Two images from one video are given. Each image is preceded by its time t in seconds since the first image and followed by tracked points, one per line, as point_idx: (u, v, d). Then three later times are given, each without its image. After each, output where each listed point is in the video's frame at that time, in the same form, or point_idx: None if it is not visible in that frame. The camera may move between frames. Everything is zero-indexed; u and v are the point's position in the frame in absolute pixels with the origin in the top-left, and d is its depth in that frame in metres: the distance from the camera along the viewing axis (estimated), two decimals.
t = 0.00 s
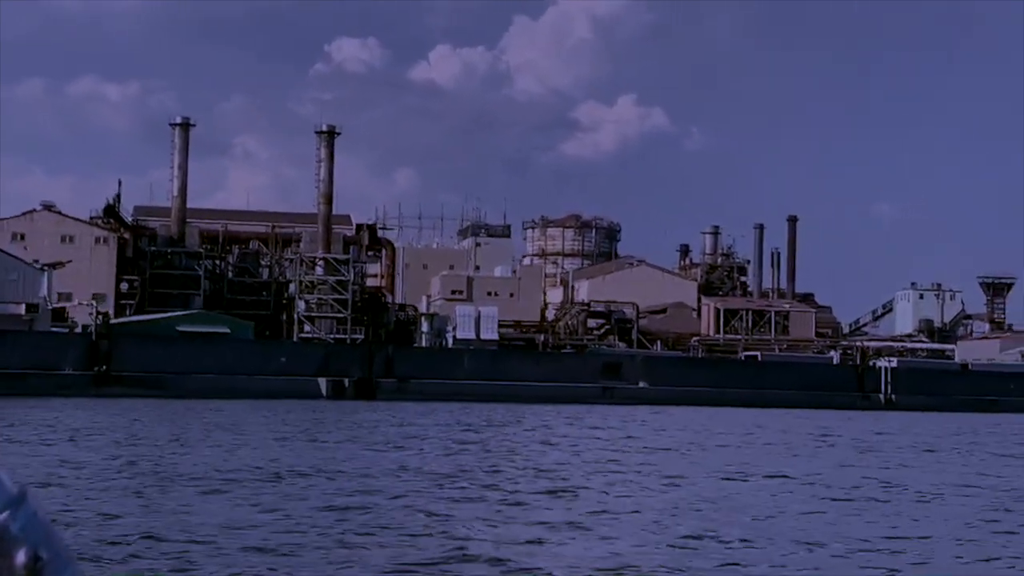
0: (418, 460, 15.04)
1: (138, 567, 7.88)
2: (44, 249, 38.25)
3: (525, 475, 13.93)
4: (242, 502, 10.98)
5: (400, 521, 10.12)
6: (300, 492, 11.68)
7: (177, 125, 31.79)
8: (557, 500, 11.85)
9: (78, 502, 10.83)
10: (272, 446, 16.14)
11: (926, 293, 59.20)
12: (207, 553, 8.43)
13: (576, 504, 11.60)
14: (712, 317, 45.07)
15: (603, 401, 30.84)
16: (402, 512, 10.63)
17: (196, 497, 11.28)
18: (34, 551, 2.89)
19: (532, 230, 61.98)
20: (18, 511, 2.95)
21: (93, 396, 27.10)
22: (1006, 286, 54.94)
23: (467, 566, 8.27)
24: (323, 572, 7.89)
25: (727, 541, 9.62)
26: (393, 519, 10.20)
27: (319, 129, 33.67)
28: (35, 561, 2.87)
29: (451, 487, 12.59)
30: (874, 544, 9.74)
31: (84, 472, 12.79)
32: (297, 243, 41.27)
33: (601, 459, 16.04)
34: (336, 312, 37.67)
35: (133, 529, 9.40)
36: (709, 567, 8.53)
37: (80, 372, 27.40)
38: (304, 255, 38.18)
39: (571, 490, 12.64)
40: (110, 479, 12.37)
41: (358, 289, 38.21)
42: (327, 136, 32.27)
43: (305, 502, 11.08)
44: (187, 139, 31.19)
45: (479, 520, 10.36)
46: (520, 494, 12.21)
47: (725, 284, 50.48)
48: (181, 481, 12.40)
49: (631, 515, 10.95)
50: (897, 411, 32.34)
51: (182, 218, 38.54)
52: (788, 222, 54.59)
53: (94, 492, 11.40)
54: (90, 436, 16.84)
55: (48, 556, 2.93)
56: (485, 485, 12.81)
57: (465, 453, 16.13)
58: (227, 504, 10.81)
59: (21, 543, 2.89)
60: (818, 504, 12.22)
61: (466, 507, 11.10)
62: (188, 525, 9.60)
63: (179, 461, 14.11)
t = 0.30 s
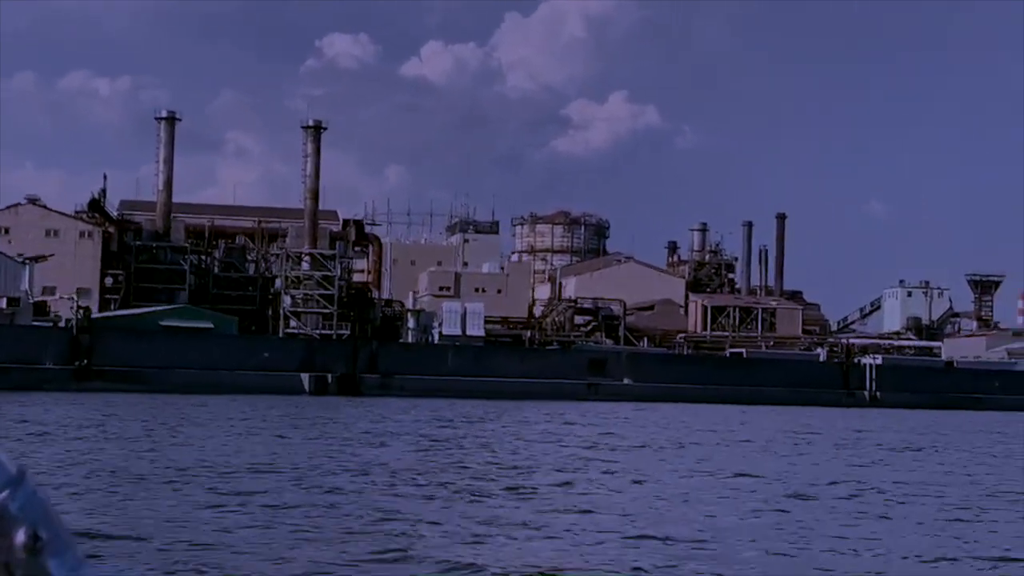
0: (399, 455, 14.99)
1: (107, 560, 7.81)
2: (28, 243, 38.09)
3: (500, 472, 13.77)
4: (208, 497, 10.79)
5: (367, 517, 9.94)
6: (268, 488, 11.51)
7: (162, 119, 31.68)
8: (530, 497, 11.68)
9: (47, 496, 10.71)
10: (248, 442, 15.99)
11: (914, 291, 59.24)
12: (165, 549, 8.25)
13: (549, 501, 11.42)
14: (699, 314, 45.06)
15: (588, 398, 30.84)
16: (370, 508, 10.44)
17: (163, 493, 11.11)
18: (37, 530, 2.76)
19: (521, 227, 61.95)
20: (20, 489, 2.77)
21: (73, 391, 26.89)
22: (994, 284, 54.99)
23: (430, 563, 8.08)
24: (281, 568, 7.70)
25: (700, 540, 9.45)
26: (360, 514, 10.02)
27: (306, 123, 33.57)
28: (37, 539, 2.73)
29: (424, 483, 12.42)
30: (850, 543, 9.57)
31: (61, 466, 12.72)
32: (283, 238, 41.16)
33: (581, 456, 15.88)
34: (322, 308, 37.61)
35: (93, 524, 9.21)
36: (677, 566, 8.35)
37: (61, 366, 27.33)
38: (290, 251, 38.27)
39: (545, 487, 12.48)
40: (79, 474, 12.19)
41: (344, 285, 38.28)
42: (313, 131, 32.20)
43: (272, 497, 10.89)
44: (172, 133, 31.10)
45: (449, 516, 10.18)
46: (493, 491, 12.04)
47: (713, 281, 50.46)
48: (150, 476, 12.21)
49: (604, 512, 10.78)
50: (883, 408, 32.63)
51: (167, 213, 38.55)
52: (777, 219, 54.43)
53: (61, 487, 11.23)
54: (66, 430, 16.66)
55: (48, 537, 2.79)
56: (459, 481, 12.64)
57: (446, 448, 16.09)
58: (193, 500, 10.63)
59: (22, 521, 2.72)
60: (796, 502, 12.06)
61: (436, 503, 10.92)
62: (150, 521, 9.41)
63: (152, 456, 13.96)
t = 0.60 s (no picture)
0: (377, 453, 14.89)
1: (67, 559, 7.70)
2: (14, 239, 37.95)
3: (483, 470, 13.71)
4: (184, 496, 10.72)
5: (339, 514, 9.90)
6: (247, 486, 11.43)
7: (150, 115, 31.54)
8: (510, 495, 11.62)
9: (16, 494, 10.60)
10: (226, 439, 15.89)
11: (904, 290, 59.26)
12: (136, 548, 8.17)
13: (530, 500, 11.35)
14: (688, 312, 45.01)
15: (574, 397, 30.79)
16: (346, 506, 10.38)
17: (140, 489, 11.04)
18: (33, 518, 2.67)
19: (511, 225, 61.88)
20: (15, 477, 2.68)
21: (57, 387, 26.96)
22: (984, 284, 55.04)
23: (397, 561, 8.04)
24: (251, 567, 7.62)
25: (686, 539, 9.42)
26: (335, 512, 9.96)
27: (295, 120, 33.46)
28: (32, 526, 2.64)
29: (405, 481, 12.36)
30: (834, 544, 9.52)
31: (34, 463, 12.61)
32: (271, 236, 41.06)
33: (566, 454, 15.82)
34: (310, 305, 37.59)
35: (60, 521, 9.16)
36: (659, 565, 8.29)
37: (44, 363, 27.22)
38: (278, 248, 38.18)
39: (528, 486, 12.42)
40: (57, 470, 12.13)
41: (333, 283, 38.20)
42: (302, 128, 32.10)
43: (248, 495, 10.84)
44: (160, 129, 30.98)
45: (428, 514, 10.12)
46: (475, 490, 11.97)
47: (703, 280, 50.41)
48: (128, 473, 12.15)
49: (578, 510, 10.74)
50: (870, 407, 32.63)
51: (154, 210, 38.45)
52: (767, 218, 54.41)
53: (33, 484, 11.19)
54: (48, 427, 16.59)
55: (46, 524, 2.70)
56: (438, 479, 12.58)
57: (426, 447, 15.99)
58: (169, 497, 10.56)
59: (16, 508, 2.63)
60: (780, 501, 12.02)
61: (411, 501, 10.88)
62: (121, 519, 9.34)
63: (130, 453, 13.90)
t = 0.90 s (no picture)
0: (352, 454, 14.83)
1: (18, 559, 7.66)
2: None
3: (463, 471, 13.68)
4: (149, 497, 10.66)
5: (302, 516, 9.84)
6: (223, 487, 11.40)
7: (135, 114, 31.44)
8: (478, 497, 11.56)
9: None
10: (201, 439, 15.84)
11: (892, 292, 59.32)
12: (98, 549, 8.11)
13: (497, 502, 11.30)
14: (676, 313, 44.98)
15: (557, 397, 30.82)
16: (310, 508, 10.32)
17: (105, 490, 10.98)
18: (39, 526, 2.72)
19: (501, 225, 61.83)
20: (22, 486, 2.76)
21: (36, 387, 27.00)
22: (972, 286, 55.12)
23: (352, 563, 7.98)
24: (218, 567, 7.59)
25: (665, 541, 9.38)
26: (298, 514, 9.89)
27: (281, 119, 33.35)
28: (41, 535, 2.69)
29: (382, 482, 12.31)
30: (800, 546, 9.47)
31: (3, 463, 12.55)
32: (257, 235, 40.95)
33: (548, 455, 15.79)
34: (296, 304, 37.53)
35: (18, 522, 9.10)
36: (633, 568, 8.27)
37: (24, 362, 27.32)
38: (264, 248, 38.12)
39: (506, 487, 12.40)
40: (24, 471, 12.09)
41: (319, 281, 38.06)
42: (289, 126, 31.97)
43: (213, 497, 10.78)
44: (145, 127, 30.87)
45: (404, 516, 10.10)
46: (451, 492, 11.92)
47: (690, 281, 50.43)
48: (95, 473, 12.08)
49: (544, 512, 10.69)
50: (855, 410, 32.68)
51: (139, 208, 38.38)
52: (756, 219, 54.41)
53: None
54: (24, 426, 16.54)
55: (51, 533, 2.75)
56: (409, 480, 12.52)
57: (402, 447, 15.93)
58: (133, 499, 10.50)
59: (27, 516, 2.70)
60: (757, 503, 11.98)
61: (377, 503, 10.82)
62: (80, 520, 9.28)
63: (101, 453, 13.85)
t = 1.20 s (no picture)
0: (335, 458, 14.67)
1: None
2: None
3: (443, 475, 13.56)
4: (122, 502, 10.49)
5: (275, 523, 9.66)
6: (198, 491, 11.27)
7: (124, 114, 31.30)
8: (458, 503, 11.38)
9: None
10: (183, 442, 15.69)
11: (884, 295, 59.27)
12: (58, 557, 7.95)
13: (476, 508, 11.12)
14: (666, 316, 44.93)
15: (545, 399, 30.80)
16: (284, 514, 10.14)
17: (78, 494, 10.81)
18: (60, 535, 1.99)
19: (493, 227, 61.77)
20: (44, 490, 1.97)
21: (21, 388, 26.77)
22: (963, 289, 55.09)
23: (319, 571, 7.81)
24: None
25: (640, 549, 9.25)
26: (271, 521, 9.71)
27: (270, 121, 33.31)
28: (61, 543, 1.96)
29: (362, 487, 12.13)
30: (779, 555, 9.31)
31: None
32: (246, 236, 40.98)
33: (534, 460, 15.62)
34: (284, 306, 37.52)
35: None
36: None
37: (9, 363, 26.98)
38: (252, 249, 38.10)
39: (488, 493, 12.22)
40: None
41: (308, 283, 38.06)
42: (278, 128, 31.97)
43: (188, 502, 10.60)
44: (134, 128, 30.75)
45: (378, 522, 9.96)
46: (431, 497, 11.75)
47: (681, 283, 50.43)
48: (70, 476, 11.91)
49: (521, 519, 10.52)
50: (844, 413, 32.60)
51: (127, 209, 38.39)
52: (747, 222, 54.37)
53: None
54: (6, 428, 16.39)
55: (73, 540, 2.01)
56: (389, 486, 12.35)
57: (386, 451, 15.77)
58: (106, 504, 10.33)
59: (47, 524, 1.96)
60: (738, 509, 11.83)
61: (354, 509, 10.64)
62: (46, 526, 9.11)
63: (81, 456, 13.69)
